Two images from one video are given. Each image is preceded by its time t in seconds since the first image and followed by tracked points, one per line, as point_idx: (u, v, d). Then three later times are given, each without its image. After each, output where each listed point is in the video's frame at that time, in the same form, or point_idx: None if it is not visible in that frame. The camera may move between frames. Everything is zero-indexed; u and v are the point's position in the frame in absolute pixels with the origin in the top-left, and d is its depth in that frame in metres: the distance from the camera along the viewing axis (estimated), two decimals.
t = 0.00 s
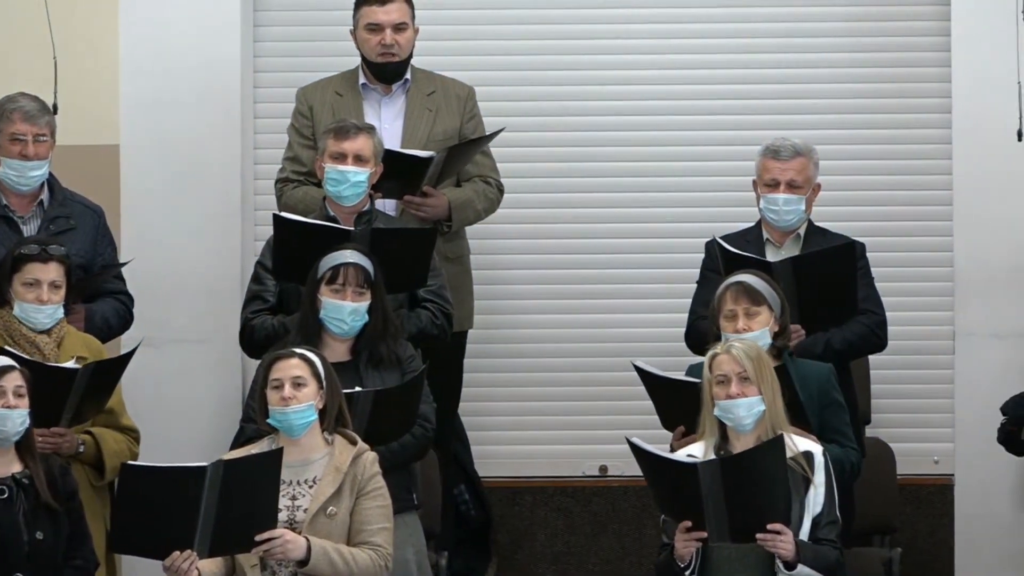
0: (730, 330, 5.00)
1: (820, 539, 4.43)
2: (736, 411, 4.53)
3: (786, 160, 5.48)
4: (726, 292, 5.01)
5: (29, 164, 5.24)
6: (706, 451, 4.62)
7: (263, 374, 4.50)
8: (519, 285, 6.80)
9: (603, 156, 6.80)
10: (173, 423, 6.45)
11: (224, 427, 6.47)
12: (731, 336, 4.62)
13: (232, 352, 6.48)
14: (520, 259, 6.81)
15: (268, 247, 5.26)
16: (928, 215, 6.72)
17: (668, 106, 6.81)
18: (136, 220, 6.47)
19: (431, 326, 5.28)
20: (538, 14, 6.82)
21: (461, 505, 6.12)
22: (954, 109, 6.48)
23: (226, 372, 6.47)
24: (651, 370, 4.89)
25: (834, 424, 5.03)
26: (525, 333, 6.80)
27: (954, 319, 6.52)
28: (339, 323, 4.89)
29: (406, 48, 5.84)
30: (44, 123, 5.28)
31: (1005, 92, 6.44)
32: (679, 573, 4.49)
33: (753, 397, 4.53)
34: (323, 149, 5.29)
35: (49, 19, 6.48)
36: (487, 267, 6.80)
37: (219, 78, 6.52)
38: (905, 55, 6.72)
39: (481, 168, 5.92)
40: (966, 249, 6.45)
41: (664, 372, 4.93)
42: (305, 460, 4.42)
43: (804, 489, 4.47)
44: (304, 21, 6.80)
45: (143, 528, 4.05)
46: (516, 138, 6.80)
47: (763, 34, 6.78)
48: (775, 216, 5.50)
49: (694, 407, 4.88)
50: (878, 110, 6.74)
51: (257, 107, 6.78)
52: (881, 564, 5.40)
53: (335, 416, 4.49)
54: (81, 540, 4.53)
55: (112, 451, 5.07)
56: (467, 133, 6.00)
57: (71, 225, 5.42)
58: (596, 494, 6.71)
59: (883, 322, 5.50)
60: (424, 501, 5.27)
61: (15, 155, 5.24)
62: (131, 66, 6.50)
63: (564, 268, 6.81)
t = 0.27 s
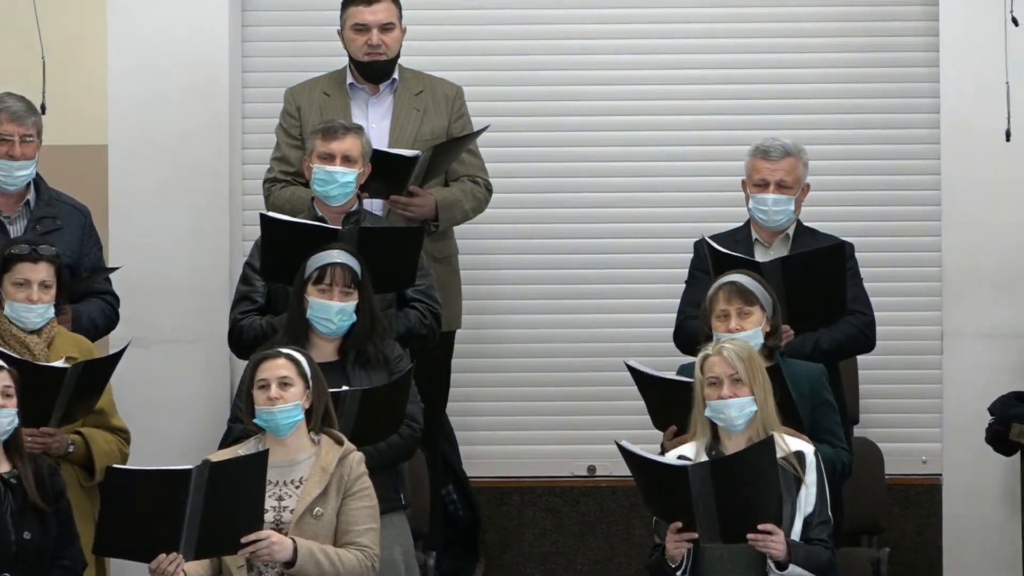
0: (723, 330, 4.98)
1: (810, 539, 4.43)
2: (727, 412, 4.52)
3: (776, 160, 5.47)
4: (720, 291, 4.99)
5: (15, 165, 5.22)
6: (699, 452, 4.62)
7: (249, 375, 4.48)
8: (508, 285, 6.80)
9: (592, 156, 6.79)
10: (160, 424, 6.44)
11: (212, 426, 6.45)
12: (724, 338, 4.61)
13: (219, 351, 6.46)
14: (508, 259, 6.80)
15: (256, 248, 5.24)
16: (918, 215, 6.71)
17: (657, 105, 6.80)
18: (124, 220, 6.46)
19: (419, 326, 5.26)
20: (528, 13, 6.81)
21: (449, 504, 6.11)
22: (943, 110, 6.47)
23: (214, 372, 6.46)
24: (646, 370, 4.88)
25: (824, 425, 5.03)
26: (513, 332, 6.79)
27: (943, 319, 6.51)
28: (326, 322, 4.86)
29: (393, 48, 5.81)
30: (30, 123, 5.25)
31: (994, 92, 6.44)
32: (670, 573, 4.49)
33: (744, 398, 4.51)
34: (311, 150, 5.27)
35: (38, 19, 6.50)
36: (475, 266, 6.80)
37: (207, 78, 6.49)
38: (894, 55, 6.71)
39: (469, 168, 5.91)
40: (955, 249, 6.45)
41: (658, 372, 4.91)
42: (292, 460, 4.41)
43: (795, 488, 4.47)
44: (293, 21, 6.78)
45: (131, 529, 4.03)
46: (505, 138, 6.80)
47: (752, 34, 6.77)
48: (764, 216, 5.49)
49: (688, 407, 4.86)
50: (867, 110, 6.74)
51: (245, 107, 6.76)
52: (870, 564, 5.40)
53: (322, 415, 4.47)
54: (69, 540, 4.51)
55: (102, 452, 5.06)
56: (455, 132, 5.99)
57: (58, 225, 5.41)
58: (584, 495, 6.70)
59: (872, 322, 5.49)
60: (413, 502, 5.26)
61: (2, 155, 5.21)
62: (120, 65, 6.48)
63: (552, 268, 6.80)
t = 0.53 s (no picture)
0: (712, 329, 4.98)
1: (804, 539, 4.44)
2: (719, 412, 4.51)
3: (764, 161, 5.47)
4: (709, 291, 4.99)
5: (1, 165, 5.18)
6: (691, 453, 4.61)
7: (235, 374, 4.46)
8: (494, 284, 6.79)
9: (579, 155, 6.78)
10: (147, 423, 6.44)
11: (199, 425, 6.44)
12: (717, 336, 4.60)
13: (206, 350, 6.46)
14: (494, 259, 6.80)
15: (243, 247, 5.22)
16: (904, 215, 6.71)
17: (643, 105, 6.79)
18: (109, 219, 6.46)
19: (406, 326, 5.25)
20: (514, 13, 6.81)
21: (435, 503, 6.10)
22: (930, 110, 6.48)
23: (201, 372, 6.46)
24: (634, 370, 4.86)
25: (809, 425, 5.03)
26: (499, 333, 6.78)
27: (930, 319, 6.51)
28: (311, 322, 4.85)
29: (379, 48, 5.79)
30: (17, 124, 5.23)
31: (980, 92, 6.44)
32: (663, 573, 4.50)
33: (735, 398, 4.51)
34: (298, 149, 5.26)
35: (24, 17, 6.46)
36: (461, 266, 6.79)
37: (193, 77, 6.50)
38: (881, 55, 6.72)
39: (454, 168, 5.90)
40: (941, 250, 6.45)
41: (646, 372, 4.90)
42: (276, 460, 4.39)
43: (789, 488, 4.46)
44: (280, 20, 6.76)
45: (114, 530, 4.01)
46: (491, 138, 6.79)
47: (738, 33, 6.77)
48: (751, 217, 5.49)
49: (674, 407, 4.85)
50: (854, 111, 6.74)
51: (232, 107, 6.74)
52: (857, 563, 5.40)
53: (308, 415, 4.46)
54: (54, 540, 4.48)
55: (92, 450, 5.06)
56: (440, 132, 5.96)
57: (45, 225, 5.38)
58: (570, 495, 6.70)
59: (858, 323, 5.46)
60: (399, 502, 5.25)
61: None
62: (109, 65, 6.48)
63: (539, 268, 6.80)
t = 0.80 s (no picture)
0: (695, 326, 4.99)
1: (796, 539, 4.43)
2: (709, 411, 4.51)
3: (748, 161, 5.47)
4: (692, 290, 4.99)
5: None
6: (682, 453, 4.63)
7: (219, 372, 4.45)
8: (478, 285, 6.79)
9: (562, 155, 6.78)
10: (131, 422, 6.43)
11: (183, 425, 6.43)
12: (707, 335, 4.60)
13: (189, 350, 6.45)
14: (478, 259, 6.79)
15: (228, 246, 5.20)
16: (887, 215, 6.71)
17: (625, 105, 6.79)
18: (93, 219, 6.45)
19: (391, 325, 5.24)
20: (497, 13, 6.80)
21: (418, 503, 6.10)
22: (913, 111, 6.49)
23: (184, 372, 6.44)
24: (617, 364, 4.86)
25: (792, 425, 5.04)
26: (482, 333, 6.78)
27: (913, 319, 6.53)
28: (294, 322, 4.84)
29: (362, 48, 5.78)
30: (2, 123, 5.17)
31: (963, 92, 6.46)
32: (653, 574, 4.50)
33: (725, 397, 4.51)
34: (283, 147, 5.27)
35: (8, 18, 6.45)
36: (445, 267, 6.78)
37: (177, 77, 6.48)
38: (864, 55, 6.73)
39: (438, 168, 5.89)
40: (925, 250, 6.45)
41: (629, 367, 4.89)
42: (261, 460, 4.38)
43: (780, 489, 4.47)
44: (264, 20, 6.74)
45: (99, 530, 3.99)
46: (474, 138, 6.79)
47: (721, 34, 6.78)
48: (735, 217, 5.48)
49: (659, 407, 4.83)
50: (837, 111, 6.75)
51: (215, 107, 6.72)
52: (841, 564, 5.40)
53: (292, 415, 4.45)
54: (36, 542, 4.47)
55: (80, 450, 5.06)
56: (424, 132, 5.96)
57: (30, 225, 5.38)
58: (554, 495, 6.70)
59: (842, 323, 5.47)
60: (383, 502, 5.23)
61: None
62: (93, 64, 6.46)
63: (522, 268, 6.79)
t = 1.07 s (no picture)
0: (682, 327, 4.99)
1: (785, 540, 4.42)
2: (699, 411, 4.52)
3: (736, 161, 5.47)
4: (678, 290, 4.99)
5: None
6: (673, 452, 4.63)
7: (207, 372, 4.43)
8: (465, 285, 6.78)
9: (549, 155, 6.78)
10: (119, 420, 6.42)
11: (171, 425, 6.42)
12: (699, 335, 4.60)
13: (176, 350, 6.45)
14: (464, 260, 6.79)
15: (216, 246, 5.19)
16: (874, 215, 6.72)
17: (613, 105, 6.79)
18: (81, 219, 6.44)
19: (379, 326, 5.23)
20: (484, 13, 6.81)
21: (405, 504, 6.07)
22: (900, 112, 6.50)
23: (172, 371, 6.44)
24: (602, 365, 4.86)
25: (779, 425, 5.04)
26: (469, 334, 6.78)
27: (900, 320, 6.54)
28: (279, 322, 4.83)
29: (349, 47, 5.77)
30: None
31: (951, 93, 6.46)
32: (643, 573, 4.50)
33: (716, 396, 4.51)
34: (273, 148, 5.25)
35: None
36: (432, 267, 6.78)
37: (163, 77, 6.48)
38: (851, 55, 6.74)
39: (425, 168, 5.89)
40: (911, 251, 6.47)
41: (615, 368, 4.87)
42: (249, 461, 4.38)
43: (770, 490, 4.47)
44: (251, 20, 6.73)
45: (87, 533, 3.98)
46: (461, 138, 6.78)
47: (708, 34, 6.78)
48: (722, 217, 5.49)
49: (646, 405, 4.83)
50: (824, 111, 6.75)
51: (203, 107, 6.71)
52: (829, 563, 5.41)
53: (280, 415, 4.44)
54: (23, 541, 4.44)
55: (72, 450, 5.05)
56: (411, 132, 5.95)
57: (18, 225, 5.37)
58: (541, 495, 6.70)
59: (830, 323, 5.48)
60: (370, 502, 5.22)
61: None
62: (81, 64, 6.45)
63: (509, 269, 6.79)
